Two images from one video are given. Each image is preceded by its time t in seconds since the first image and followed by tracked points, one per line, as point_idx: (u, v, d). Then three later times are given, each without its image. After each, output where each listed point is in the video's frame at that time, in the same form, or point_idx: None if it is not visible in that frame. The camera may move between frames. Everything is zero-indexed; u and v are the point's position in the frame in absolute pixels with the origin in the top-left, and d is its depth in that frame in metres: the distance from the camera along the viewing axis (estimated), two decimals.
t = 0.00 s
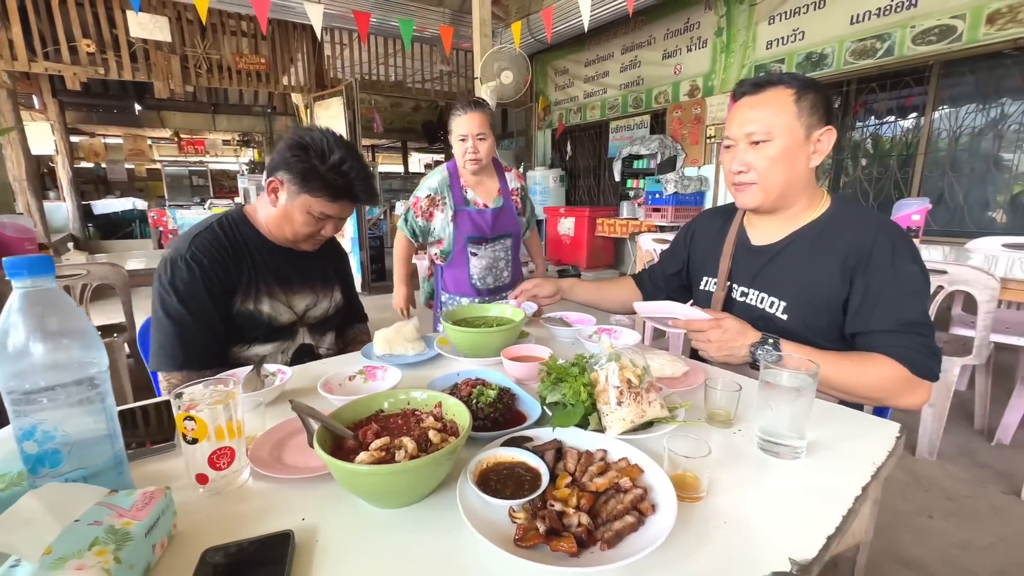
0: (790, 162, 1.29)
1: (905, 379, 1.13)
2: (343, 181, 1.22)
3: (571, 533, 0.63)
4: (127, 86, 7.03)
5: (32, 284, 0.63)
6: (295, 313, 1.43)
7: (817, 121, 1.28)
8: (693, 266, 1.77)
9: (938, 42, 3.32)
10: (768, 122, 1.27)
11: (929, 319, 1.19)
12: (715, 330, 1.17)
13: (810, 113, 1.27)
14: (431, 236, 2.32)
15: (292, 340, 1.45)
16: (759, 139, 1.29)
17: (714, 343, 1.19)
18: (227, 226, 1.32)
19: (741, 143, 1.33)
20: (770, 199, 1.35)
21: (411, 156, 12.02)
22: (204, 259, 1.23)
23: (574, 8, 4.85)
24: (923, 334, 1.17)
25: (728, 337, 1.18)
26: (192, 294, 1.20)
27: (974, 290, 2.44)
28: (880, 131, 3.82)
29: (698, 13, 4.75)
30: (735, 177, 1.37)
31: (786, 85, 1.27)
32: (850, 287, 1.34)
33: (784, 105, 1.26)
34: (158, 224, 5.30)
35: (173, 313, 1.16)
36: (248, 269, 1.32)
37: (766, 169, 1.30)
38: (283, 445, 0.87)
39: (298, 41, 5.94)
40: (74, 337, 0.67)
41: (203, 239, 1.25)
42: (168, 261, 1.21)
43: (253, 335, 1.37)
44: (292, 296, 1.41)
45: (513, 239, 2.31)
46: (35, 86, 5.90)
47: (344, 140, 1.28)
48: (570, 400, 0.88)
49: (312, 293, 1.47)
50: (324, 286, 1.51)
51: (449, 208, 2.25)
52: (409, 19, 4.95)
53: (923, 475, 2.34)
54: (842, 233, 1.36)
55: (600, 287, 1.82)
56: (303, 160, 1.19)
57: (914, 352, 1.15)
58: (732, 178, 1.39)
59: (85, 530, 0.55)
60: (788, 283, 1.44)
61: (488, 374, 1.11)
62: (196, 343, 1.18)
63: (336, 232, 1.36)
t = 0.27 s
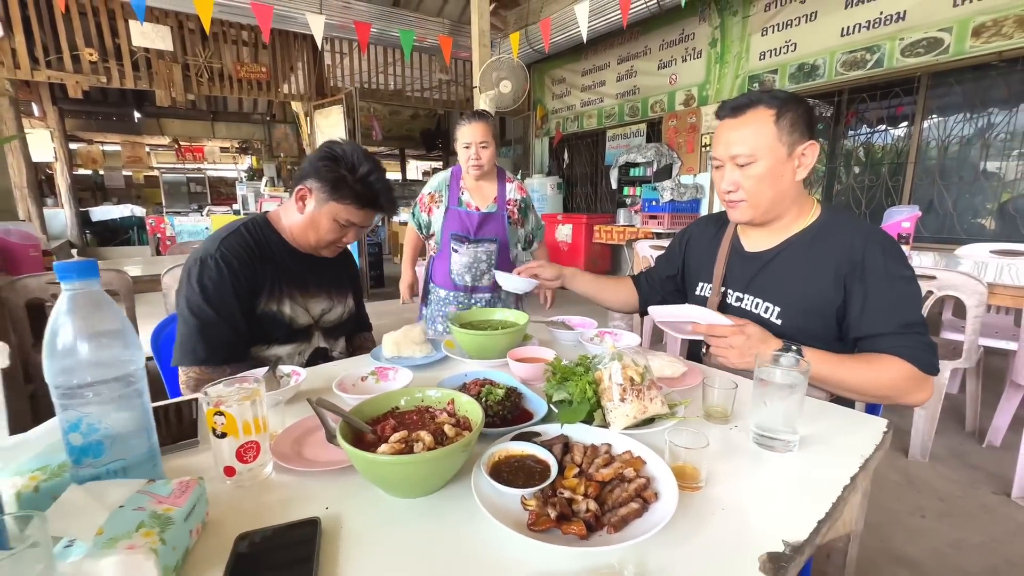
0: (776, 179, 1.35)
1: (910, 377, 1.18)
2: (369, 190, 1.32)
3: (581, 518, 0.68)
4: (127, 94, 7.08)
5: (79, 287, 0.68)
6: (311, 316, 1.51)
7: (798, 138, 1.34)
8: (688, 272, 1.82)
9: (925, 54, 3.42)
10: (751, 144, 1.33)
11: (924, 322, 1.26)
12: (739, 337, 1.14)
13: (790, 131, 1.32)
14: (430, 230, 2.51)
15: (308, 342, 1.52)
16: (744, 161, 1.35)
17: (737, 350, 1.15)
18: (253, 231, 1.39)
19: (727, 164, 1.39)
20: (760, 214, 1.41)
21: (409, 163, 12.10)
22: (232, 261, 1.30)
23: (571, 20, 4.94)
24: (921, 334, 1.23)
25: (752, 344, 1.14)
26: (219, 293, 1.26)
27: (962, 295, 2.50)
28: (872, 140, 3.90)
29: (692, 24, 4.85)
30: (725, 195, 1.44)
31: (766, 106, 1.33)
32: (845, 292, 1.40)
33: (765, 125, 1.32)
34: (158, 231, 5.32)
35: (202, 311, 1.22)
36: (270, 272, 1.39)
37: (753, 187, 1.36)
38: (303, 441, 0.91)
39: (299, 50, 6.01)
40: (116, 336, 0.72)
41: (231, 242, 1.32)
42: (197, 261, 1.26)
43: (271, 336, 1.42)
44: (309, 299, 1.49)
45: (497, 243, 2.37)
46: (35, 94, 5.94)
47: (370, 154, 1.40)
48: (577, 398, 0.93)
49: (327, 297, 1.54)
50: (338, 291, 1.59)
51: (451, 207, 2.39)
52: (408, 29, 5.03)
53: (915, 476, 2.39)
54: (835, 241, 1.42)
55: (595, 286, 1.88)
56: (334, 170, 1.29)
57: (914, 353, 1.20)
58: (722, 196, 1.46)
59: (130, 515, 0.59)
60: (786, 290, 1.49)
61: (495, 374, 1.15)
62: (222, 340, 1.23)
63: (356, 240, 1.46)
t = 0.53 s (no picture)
0: (774, 186, 1.39)
1: (914, 378, 1.22)
2: (383, 196, 1.39)
3: (587, 507, 0.71)
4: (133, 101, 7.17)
5: (112, 285, 0.72)
6: (323, 318, 1.56)
7: (795, 146, 1.38)
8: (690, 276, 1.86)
9: (922, 65, 3.47)
10: (750, 151, 1.37)
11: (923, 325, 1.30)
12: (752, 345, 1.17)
13: (788, 139, 1.36)
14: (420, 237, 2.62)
15: (320, 342, 1.56)
16: (743, 167, 1.39)
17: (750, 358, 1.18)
18: (270, 234, 1.44)
19: (727, 170, 1.43)
20: (759, 219, 1.45)
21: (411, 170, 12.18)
22: (252, 262, 1.34)
23: (573, 30, 5.01)
24: (921, 336, 1.28)
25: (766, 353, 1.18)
26: (241, 292, 1.30)
27: (960, 301, 2.54)
28: (871, 148, 3.95)
29: (693, 34, 4.92)
30: (725, 201, 1.48)
31: (764, 115, 1.37)
32: (846, 297, 1.44)
33: (762, 134, 1.36)
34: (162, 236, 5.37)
35: (226, 309, 1.26)
36: (286, 274, 1.44)
37: (752, 193, 1.40)
38: (317, 435, 0.94)
39: (304, 58, 6.10)
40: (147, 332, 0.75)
41: (250, 244, 1.37)
42: (219, 262, 1.30)
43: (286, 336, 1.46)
44: (322, 301, 1.54)
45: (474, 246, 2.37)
46: (43, 101, 6.01)
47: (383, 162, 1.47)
48: (582, 395, 0.99)
49: (339, 299, 1.60)
50: (349, 294, 1.64)
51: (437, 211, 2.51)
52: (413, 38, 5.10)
53: (915, 481, 2.41)
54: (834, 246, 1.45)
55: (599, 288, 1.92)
56: (351, 176, 1.35)
57: (916, 354, 1.25)
58: (721, 201, 1.50)
59: (160, 498, 0.62)
60: (788, 295, 1.52)
61: (502, 373, 1.19)
62: (246, 337, 1.27)
63: (368, 243, 1.52)
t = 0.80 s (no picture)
0: (788, 182, 1.39)
1: (923, 378, 1.22)
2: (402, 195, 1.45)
3: (596, 500, 0.72)
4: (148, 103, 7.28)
5: (134, 276, 0.74)
6: (337, 315, 1.58)
7: (811, 144, 1.39)
8: (696, 276, 1.85)
9: (935, 68, 3.44)
10: (766, 145, 1.37)
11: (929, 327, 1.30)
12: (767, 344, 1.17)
13: (804, 137, 1.37)
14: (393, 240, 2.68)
15: (332, 339, 1.59)
16: (758, 160, 1.39)
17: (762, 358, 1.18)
18: (287, 231, 1.46)
19: (741, 164, 1.43)
20: (770, 216, 1.45)
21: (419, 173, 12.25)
22: (274, 257, 1.37)
23: (582, 33, 5.03)
24: (929, 337, 1.27)
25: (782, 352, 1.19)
26: (266, 286, 1.32)
27: (972, 305, 2.51)
28: (882, 153, 3.93)
29: (702, 38, 4.92)
30: (736, 196, 1.47)
31: (782, 111, 1.38)
32: (853, 298, 1.44)
33: (780, 129, 1.37)
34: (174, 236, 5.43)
35: (253, 301, 1.27)
36: (304, 270, 1.47)
37: (765, 189, 1.40)
38: (329, 429, 0.96)
39: (315, 61, 6.16)
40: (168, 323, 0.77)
41: (271, 240, 1.39)
42: (243, 257, 1.32)
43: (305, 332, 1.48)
44: (337, 298, 1.56)
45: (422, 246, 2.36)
46: (60, 102, 6.12)
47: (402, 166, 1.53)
48: (591, 392, 1.00)
49: (352, 297, 1.62)
50: (361, 292, 1.67)
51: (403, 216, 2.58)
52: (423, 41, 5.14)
53: (925, 487, 2.39)
54: (841, 247, 1.45)
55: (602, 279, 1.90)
56: (375, 176, 1.42)
57: (924, 355, 1.24)
58: (732, 196, 1.49)
59: (179, 485, 0.64)
60: (795, 295, 1.52)
61: (511, 371, 1.19)
62: (273, 329, 1.28)
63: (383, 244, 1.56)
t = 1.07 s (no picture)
0: (798, 177, 1.39)
1: (928, 378, 1.22)
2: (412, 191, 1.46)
3: (603, 492, 0.72)
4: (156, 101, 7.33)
5: (146, 263, 0.75)
6: (341, 310, 1.58)
7: (821, 140, 1.39)
8: (697, 271, 1.84)
9: (944, 70, 3.42)
10: (779, 138, 1.36)
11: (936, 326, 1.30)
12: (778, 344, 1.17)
13: (815, 132, 1.37)
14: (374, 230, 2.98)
15: (338, 334, 1.59)
16: (771, 153, 1.37)
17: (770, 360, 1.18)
18: (298, 224, 1.47)
19: (752, 157, 1.41)
20: (779, 211, 1.44)
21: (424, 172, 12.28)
22: (279, 250, 1.38)
23: (589, 33, 5.03)
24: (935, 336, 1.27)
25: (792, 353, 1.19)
26: (265, 278, 1.33)
27: (981, 308, 2.49)
28: (889, 155, 3.91)
29: (709, 39, 4.91)
30: (746, 189, 1.45)
31: (794, 106, 1.37)
32: (859, 297, 1.43)
33: (793, 123, 1.36)
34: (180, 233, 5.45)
35: (250, 293, 1.29)
36: (311, 265, 1.48)
37: (777, 182, 1.39)
38: (336, 421, 0.96)
39: (322, 60, 6.19)
40: (177, 312, 0.78)
41: (278, 234, 1.41)
42: (246, 248, 1.34)
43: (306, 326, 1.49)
44: (343, 293, 1.57)
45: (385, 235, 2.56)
46: (70, 100, 6.17)
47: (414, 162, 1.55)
48: (597, 386, 0.98)
49: (359, 293, 1.62)
50: (369, 289, 1.67)
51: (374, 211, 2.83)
52: (430, 41, 5.15)
53: (932, 490, 2.37)
54: (848, 246, 1.44)
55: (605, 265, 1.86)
56: (388, 172, 1.43)
57: (929, 354, 1.24)
58: (742, 190, 1.47)
59: (189, 472, 0.65)
60: (801, 294, 1.51)
61: (517, 367, 1.19)
62: (267, 322, 1.30)
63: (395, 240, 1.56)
